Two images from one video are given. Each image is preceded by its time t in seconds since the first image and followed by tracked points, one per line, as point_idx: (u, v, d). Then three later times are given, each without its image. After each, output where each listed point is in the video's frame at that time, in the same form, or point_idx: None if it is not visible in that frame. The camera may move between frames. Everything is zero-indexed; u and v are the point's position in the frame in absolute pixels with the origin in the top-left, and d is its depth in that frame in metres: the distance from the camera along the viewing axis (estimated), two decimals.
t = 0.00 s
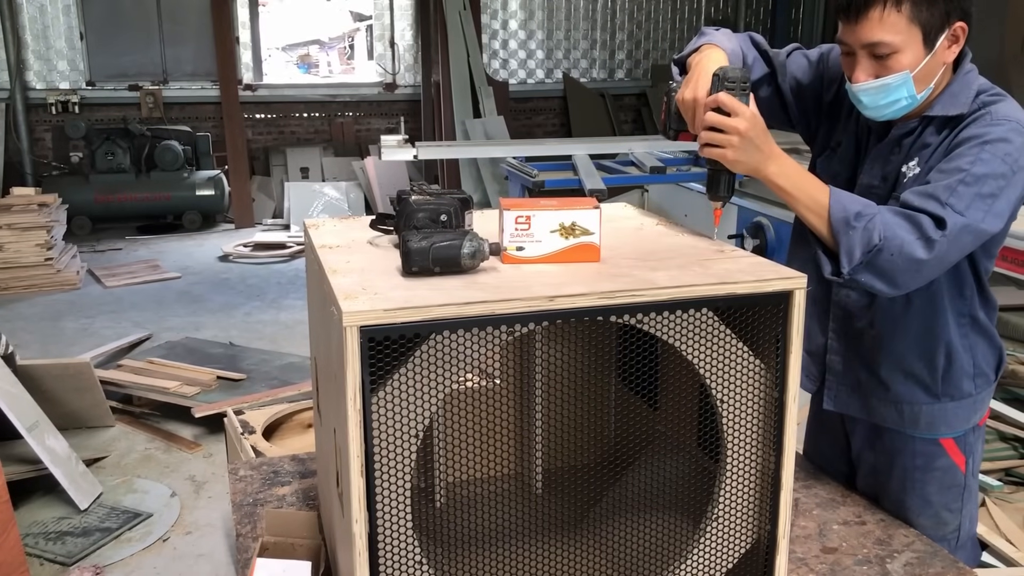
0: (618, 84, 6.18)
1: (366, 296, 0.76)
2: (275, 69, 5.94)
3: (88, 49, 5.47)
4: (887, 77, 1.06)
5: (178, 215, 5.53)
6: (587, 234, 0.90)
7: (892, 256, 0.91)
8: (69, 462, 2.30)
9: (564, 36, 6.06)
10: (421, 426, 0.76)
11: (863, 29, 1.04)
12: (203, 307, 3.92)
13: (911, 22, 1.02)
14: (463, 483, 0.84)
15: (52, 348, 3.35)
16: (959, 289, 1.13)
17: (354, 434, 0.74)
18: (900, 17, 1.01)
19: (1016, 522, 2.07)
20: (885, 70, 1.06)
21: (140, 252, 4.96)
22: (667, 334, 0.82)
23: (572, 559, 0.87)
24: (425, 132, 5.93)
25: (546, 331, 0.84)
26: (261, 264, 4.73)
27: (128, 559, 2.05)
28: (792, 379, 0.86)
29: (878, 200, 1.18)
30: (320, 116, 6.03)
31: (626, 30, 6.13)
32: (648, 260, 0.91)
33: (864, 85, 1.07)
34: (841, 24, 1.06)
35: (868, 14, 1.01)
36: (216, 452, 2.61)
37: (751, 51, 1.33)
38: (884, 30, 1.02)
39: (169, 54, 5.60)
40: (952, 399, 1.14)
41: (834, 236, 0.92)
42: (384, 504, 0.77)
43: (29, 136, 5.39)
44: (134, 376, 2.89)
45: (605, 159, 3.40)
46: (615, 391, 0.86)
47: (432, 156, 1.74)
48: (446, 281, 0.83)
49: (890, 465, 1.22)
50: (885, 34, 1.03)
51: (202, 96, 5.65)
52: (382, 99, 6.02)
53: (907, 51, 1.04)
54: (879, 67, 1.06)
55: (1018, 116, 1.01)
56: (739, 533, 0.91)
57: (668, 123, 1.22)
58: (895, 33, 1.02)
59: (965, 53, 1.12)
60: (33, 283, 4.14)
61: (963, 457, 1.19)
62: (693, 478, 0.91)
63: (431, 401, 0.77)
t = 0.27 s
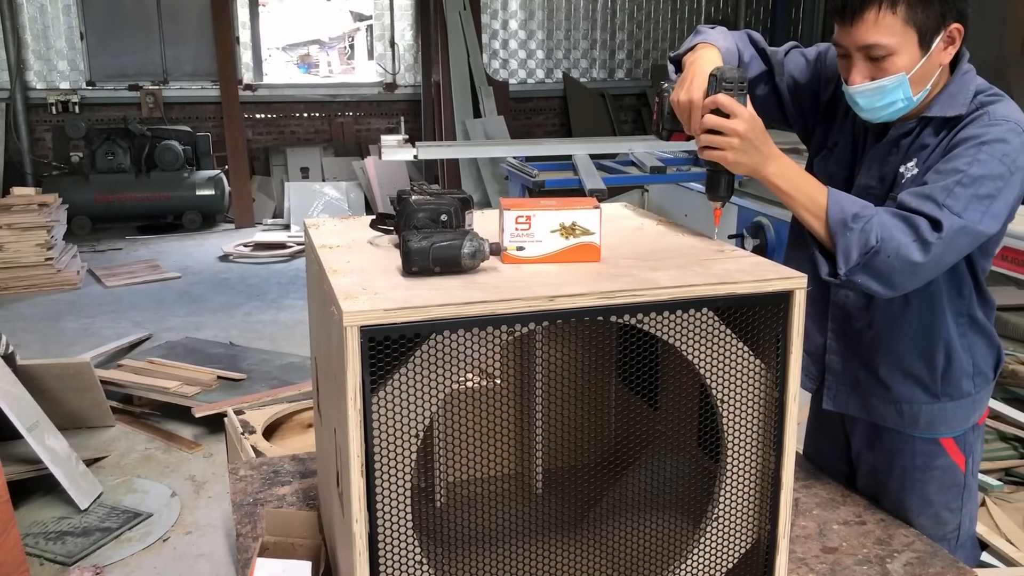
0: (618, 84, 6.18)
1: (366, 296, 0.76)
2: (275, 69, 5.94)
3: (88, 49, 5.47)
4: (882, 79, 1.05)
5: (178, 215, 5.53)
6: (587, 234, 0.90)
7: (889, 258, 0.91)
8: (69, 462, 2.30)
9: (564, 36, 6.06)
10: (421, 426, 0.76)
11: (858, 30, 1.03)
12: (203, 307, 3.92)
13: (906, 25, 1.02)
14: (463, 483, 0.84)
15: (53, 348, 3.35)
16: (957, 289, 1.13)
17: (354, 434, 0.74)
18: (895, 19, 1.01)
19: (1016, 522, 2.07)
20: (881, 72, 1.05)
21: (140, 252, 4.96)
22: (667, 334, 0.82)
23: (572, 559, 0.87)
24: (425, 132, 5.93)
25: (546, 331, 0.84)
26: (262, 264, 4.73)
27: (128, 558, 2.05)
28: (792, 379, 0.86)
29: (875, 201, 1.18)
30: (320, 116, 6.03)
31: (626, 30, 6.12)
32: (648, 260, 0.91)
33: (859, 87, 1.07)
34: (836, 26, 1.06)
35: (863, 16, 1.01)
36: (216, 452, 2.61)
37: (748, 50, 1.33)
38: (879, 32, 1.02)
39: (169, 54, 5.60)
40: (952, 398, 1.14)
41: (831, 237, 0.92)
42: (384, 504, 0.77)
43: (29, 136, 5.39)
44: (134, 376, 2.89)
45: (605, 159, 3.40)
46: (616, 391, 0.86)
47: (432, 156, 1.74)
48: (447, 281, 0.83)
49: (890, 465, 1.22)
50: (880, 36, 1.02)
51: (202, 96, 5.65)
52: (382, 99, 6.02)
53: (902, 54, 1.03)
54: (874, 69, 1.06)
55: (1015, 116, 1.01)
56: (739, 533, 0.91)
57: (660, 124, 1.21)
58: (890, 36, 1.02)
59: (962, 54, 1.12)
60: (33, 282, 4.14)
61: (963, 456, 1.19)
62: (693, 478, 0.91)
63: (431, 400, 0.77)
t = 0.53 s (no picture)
0: (618, 84, 6.18)
1: (366, 296, 0.76)
2: (275, 69, 5.94)
3: (88, 49, 5.47)
4: (874, 88, 1.05)
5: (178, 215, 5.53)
6: (587, 234, 0.90)
7: (885, 263, 0.91)
8: (69, 462, 2.30)
9: (564, 36, 6.06)
10: (421, 426, 0.76)
11: (847, 39, 1.03)
12: (203, 307, 3.92)
13: (896, 33, 1.01)
14: (463, 483, 0.84)
15: (53, 348, 3.35)
16: (957, 289, 1.13)
17: (354, 433, 0.74)
18: (885, 28, 1.01)
19: (1016, 522, 2.07)
20: (872, 81, 1.05)
21: (140, 252, 4.96)
22: (667, 335, 0.82)
23: (572, 559, 0.87)
24: (425, 132, 5.93)
25: (546, 331, 0.84)
26: (262, 264, 4.73)
27: (128, 559, 2.05)
28: (793, 379, 0.86)
29: (871, 205, 1.18)
30: (320, 116, 6.03)
31: (626, 31, 6.12)
32: (648, 260, 0.91)
33: (851, 96, 1.08)
34: (827, 34, 1.06)
35: (853, 25, 1.01)
36: (216, 452, 2.61)
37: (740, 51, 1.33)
38: (868, 41, 1.02)
39: (170, 54, 5.60)
40: (956, 396, 1.14)
41: (828, 242, 0.92)
42: (384, 504, 0.77)
43: (29, 136, 5.39)
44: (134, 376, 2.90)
45: (605, 159, 3.41)
46: (616, 391, 0.86)
47: (431, 156, 1.74)
48: (447, 281, 0.83)
49: (894, 465, 1.22)
50: (870, 45, 1.02)
51: (202, 96, 5.65)
52: (382, 99, 6.02)
53: (893, 63, 1.03)
54: (865, 78, 1.06)
55: (1012, 117, 1.02)
56: (739, 534, 0.91)
57: (653, 127, 1.23)
58: (880, 45, 1.02)
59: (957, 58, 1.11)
60: (33, 283, 4.14)
61: (967, 455, 1.18)
62: (693, 478, 0.91)
63: (431, 400, 0.77)
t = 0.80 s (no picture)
0: (618, 84, 6.18)
1: (367, 296, 0.76)
2: (275, 69, 5.94)
3: (88, 49, 5.47)
4: (859, 98, 1.06)
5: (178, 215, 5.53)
6: (587, 234, 0.90)
7: (883, 273, 0.91)
8: (69, 462, 2.30)
9: (564, 36, 6.06)
10: (422, 426, 0.76)
11: (831, 50, 1.03)
12: (203, 307, 3.92)
13: (879, 43, 1.01)
14: (463, 483, 0.84)
15: (53, 348, 3.35)
16: (954, 290, 1.13)
17: (354, 433, 0.74)
18: (866, 38, 1.00)
19: (1016, 522, 2.07)
20: (857, 91, 1.05)
21: (140, 252, 4.96)
22: (667, 335, 0.82)
23: (572, 559, 0.87)
24: (425, 131, 5.94)
25: (546, 331, 0.85)
26: (262, 264, 4.73)
27: (128, 559, 2.05)
28: (793, 380, 0.86)
29: (864, 210, 1.17)
30: (320, 116, 6.03)
31: (626, 30, 6.12)
32: (649, 260, 0.91)
33: (837, 107, 1.08)
34: (810, 45, 1.06)
35: (836, 36, 1.01)
36: (216, 452, 2.61)
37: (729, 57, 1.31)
38: (851, 52, 1.02)
39: (169, 54, 5.60)
40: (959, 396, 1.14)
41: (826, 252, 0.92)
42: (384, 503, 0.77)
43: (29, 136, 5.39)
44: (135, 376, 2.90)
45: (604, 159, 3.41)
46: (616, 392, 0.86)
47: (431, 156, 1.74)
48: (447, 281, 0.83)
49: (897, 465, 1.22)
50: (853, 56, 1.02)
51: (202, 96, 5.64)
52: (382, 99, 6.02)
53: (877, 72, 1.03)
54: (850, 88, 1.06)
55: (1002, 120, 1.02)
56: (739, 534, 0.91)
57: (648, 136, 1.22)
58: (863, 55, 1.02)
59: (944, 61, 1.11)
60: (33, 282, 4.14)
61: (970, 454, 1.19)
62: (693, 479, 0.91)
63: (431, 400, 0.77)
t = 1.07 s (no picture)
0: (618, 84, 6.18)
1: (367, 296, 0.76)
2: (275, 69, 5.94)
3: (88, 49, 5.48)
4: (853, 98, 1.05)
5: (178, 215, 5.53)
6: (587, 234, 0.90)
7: (882, 277, 0.91)
8: (69, 462, 2.30)
9: (564, 36, 6.06)
10: (421, 426, 0.76)
11: (824, 51, 1.03)
12: (203, 307, 3.92)
13: (872, 43, 1.01)
14: (463, 483, 0.84)
15: (53, 348, 3.35)
16: (952, 291, 1.13)
17: (354, 433, 0.74)
18: (860, 38, 1.00)
19: (1016, 522, 2.08)
20: (851, 91, 1.05)
21: (140, 252, 4.96)
22: (668, 335, 0.82)
23: (572, 559, 0.87)
24: (425, 131, 5.94)
25: (546, 331, 0.85)
26: (262, 264, 4.73)
27: (128, 559, 2.05)
28: (793, 381, 0.86)
29: (861, 210, 1.18)
30: (320, 116, 6.03)
31: (626, 31, 6.12)
32: (648, 260, 0.91)
33: (831, 107, 1.08)
34: (804, 45, 1.06)
35: (828, 36, 1.01)
36: (216, 452, 2.61)
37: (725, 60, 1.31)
38: (844, 52, 1.02)
39: (169, 54, 5.60)
40: (955, 396, 1.15)
41: (825, 257, 0.92)
42: (384, 503, 0.77)
43: (29, 136, 5.39)
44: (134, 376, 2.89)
45: (604, 159, 3.41)
46: (615, 392, 0.86)
47: (430, 156, 1.74)
48: (447, 281, 0.83)
49: (895, 465, 1.22)
50: (847, 55, 1.02)
51: (202, 96, 5.64)
52: (382, 99, 6.02)
53: (871, 72, 1.03)
54: (844, 87, 1.06)
55: (1000, 120, 1.02)
56: (739, 534, 0.91)
57: (646, 140, 1.22)
58: (856, 55, 1.02)
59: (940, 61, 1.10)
60: (33, 282, 4.14)
61: (967, 455, 1.19)
62: (693, 479, 0.91)
63: (431, 400, 0.77)
